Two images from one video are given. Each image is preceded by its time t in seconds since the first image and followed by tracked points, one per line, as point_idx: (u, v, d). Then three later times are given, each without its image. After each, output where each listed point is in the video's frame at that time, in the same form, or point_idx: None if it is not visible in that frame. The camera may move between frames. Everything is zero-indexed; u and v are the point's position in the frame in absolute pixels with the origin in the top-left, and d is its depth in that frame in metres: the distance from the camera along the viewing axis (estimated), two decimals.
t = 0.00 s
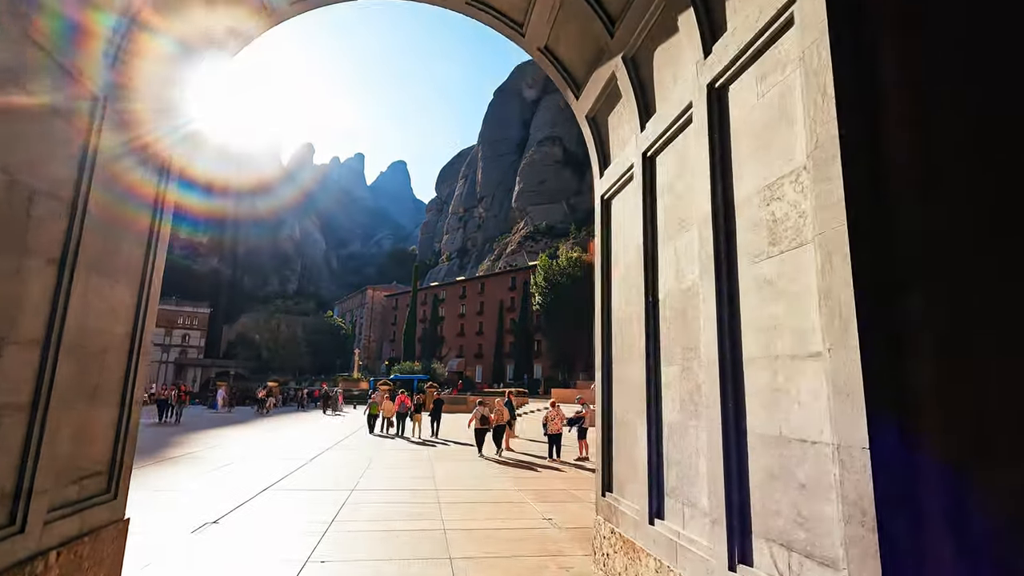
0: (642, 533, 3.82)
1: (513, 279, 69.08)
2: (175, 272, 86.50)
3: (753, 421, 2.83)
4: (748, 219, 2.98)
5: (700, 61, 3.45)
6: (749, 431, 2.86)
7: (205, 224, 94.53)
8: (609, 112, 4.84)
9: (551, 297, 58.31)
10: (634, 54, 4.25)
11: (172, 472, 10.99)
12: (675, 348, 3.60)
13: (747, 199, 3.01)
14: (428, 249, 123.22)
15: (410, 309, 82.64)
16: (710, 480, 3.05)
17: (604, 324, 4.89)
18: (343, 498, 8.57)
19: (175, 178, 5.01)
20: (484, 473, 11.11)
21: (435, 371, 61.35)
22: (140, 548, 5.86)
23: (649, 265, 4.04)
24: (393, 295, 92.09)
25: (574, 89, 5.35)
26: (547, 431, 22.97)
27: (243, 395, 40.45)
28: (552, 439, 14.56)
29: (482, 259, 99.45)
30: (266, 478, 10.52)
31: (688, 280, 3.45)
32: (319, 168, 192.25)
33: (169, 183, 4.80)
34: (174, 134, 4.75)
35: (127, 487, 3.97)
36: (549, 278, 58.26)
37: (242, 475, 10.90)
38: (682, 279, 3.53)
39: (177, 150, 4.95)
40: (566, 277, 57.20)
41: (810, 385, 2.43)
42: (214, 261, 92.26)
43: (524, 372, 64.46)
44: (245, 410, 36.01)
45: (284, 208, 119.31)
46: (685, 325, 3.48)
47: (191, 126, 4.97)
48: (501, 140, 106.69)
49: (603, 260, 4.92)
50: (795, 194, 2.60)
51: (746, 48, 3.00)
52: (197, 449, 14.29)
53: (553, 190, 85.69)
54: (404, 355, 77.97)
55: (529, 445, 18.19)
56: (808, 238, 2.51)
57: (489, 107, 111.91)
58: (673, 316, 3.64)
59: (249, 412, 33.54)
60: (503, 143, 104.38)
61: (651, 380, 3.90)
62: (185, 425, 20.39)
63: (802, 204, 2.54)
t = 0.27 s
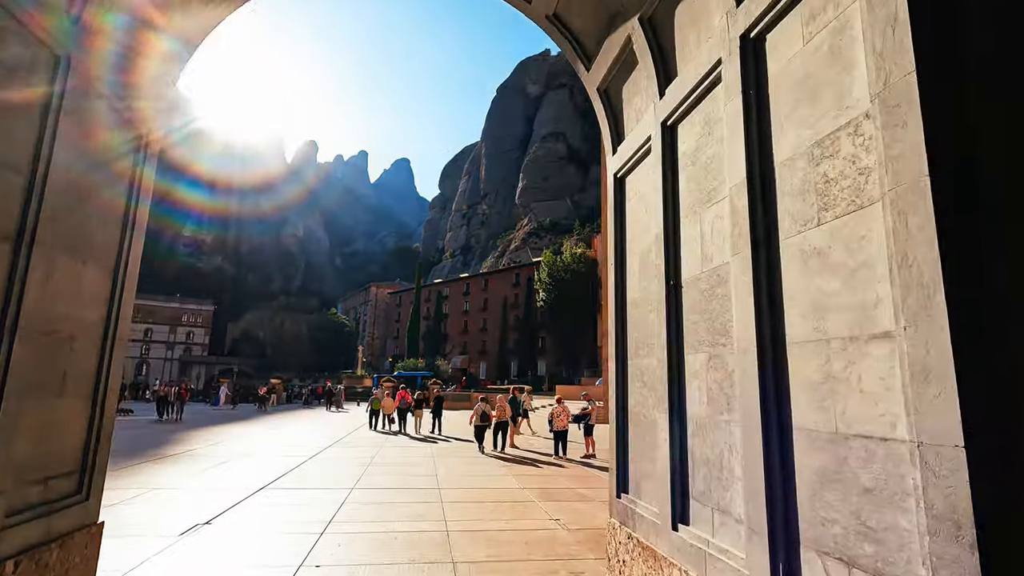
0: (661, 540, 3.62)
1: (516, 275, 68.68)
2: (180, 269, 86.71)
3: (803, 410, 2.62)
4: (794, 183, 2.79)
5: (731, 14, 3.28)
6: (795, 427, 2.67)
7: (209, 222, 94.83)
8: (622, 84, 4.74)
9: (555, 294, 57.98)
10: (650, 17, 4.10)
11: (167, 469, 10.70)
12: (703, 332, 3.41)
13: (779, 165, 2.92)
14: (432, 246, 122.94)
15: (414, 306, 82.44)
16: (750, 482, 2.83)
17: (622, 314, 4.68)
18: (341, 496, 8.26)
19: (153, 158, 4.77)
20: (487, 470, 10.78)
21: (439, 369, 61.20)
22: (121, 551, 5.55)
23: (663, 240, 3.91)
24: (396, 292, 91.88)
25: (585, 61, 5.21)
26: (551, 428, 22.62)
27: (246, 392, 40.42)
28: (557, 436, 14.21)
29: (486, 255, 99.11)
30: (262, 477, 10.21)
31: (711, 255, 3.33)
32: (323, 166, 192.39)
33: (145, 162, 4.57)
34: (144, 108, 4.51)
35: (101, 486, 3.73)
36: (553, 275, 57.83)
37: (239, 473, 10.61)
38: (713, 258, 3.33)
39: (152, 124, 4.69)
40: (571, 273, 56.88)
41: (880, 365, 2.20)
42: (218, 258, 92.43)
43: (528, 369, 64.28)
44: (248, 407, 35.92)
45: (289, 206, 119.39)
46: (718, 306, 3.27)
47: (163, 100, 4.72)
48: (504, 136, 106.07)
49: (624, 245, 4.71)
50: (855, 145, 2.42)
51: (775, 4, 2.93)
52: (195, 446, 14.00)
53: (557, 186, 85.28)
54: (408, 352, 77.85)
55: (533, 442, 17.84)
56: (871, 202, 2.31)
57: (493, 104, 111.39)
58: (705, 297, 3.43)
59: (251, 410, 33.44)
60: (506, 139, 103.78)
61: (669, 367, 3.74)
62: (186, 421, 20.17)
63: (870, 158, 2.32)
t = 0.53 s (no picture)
0: (693, 554, 3.54)
1: (521, 272, 68.24)
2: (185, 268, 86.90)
3: (882, 414, 2.35)
4: (860, 144, 2.61)
5: None
6: (863, 431, 2.46)
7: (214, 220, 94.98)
8: (643, 55, 4.80)
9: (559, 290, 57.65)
10: None
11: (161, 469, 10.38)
12: (747, 319, 3.29)
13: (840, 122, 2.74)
14: (436, 244, 122.76)
15: (418, 303, 82.25)
16: (806, 496, 2.64)
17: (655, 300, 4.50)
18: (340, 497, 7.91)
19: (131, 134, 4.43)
20: (493, 470, 10.45)
21: (443, 366, 61.10)
22: (103, 559, 5.18)
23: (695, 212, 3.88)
24: (400, 290, 91.68)
25: (599, 28, 5.26)
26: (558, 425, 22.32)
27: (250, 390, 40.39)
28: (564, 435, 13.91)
29: (489, 253, 98.83)
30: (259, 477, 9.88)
31: (750, 225, 3.33)
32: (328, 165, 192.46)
33: (121, 137, 4.23)
34: (136, 96, 4.36)
35: (66, 497, 3.48)
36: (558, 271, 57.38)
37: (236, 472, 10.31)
38: (761, 235, 3.21)
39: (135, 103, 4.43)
40: (575, 270, 56.50)
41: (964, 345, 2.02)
42: (223, 257, 92.57)
43: (533, 366, 64.18)
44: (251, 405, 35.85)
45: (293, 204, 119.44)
46: (765, 295, 3.13)
47: (151, 83, 4.51)
48: (508, 133, 105.50)
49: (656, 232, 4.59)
50: (954, 85, 2.17)
51: None
52: (195, 444, 13.71)
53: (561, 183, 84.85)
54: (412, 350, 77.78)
55: (538, 440, 17.54)
56: (944, 168, 2.17)
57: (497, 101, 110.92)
58: (749, 283, 3.31)
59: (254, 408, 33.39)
60: (510, 136, 103.16)
61: (701, 362, 3.63)
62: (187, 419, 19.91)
63: (978, 97, 2.06)
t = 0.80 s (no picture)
0: (737, 562, 3.27)
1: (526, 268, 67.78)
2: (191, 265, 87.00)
3: (1001, 395, 1.97)
4: (968, 64, 2.18)
5: None
6: (964, 420, 2.10)
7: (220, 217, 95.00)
8: (667, 10, 4.65)
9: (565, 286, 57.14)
10: None
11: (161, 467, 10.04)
12: (799, 289, 3.04)
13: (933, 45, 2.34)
14: (441, 240, 122.47)
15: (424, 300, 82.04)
16: (886, 497, 2.33)
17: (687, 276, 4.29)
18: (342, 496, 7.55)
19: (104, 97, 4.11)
20: (501, 468, 10.08)
21: (449, 362, 60.91)
22: (85, 563, 4.81)
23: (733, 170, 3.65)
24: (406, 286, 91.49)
25: None
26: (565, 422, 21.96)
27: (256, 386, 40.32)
28: (573, 432, 13.56)
29: (495, 250, 98.44)
30: (260, 475, 9.52)
31: (802, 181, 3.08)
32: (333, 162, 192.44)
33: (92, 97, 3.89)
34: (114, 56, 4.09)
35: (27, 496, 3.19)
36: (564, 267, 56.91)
37: (237, 471, 9.96)
38: (822, 191, 2.92)
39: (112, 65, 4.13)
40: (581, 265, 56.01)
41: None
42: (229, 254, 92.71)
43: (539, 363, 63.90)
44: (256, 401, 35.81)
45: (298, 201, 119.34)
46: (826, 262, 2.85)
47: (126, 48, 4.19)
48: (512, 129, 104.86)
49: (689, 204, 4.39)
50: None
51: None
52: (198, 442, 13.38)
53: (566, 179, 84.28)
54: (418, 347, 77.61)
55: (544, 436, 17.20)
56: None
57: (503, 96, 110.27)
58: (802, 250, 3.05)
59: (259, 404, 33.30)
60: (515, 132, 102.50)
61: (745, 348, 3.39)
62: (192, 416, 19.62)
63: None
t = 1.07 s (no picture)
0: None
1: (532, 264, 67.33)
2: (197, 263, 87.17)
3: None
4: None
5: None
6: None
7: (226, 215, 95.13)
8: None
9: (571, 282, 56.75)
10: None
11: (161, 466, 9.75)
12: (878, 263, 2.71)
13: None
14: (446, 237, 122.16)
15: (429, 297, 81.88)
16: (1021, 531, 1.90)
17: (732, 259, 3.98)
18: (344, 498, 7.20)
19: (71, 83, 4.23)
20: (509, 467, 9.71)
21: (454, 359, 60.81)
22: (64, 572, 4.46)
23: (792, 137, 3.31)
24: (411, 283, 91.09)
25: None
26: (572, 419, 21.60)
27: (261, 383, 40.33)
28: (582, 429, 13.18)
29: (500, 246, 98.05)
30: (261, 475, 9.21)
31: (881, 139, 2.73)
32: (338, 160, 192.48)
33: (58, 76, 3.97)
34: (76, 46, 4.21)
35: None
36: (570, 263, 56.10)
37: (238, 470, 9.64)
38: (916, 143, 2.53)
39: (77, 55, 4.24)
40: (586, 261, 55.66)
41: None
42: (235, 251, 92.92)
43: (545, 359, 63.79)
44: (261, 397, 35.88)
45: (303, 198, 119.40)
46: (918, 229, 2.49)
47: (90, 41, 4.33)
48: (517, 125, 104.26)
49: (734, 180, 4.06)
50: None
51: None
52: (200, 440, 13.10)
53: (572, 174, 83.78)
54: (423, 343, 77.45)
55: (550, 434, 16.85)
56: None
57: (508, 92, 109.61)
58: (883, 220, 2.70)
59: (263, 401, 33.32)
60: (520, 128, 101.91)
61: (807, 337, 3.07)
62: (195, 413, 19.41)
63: None
